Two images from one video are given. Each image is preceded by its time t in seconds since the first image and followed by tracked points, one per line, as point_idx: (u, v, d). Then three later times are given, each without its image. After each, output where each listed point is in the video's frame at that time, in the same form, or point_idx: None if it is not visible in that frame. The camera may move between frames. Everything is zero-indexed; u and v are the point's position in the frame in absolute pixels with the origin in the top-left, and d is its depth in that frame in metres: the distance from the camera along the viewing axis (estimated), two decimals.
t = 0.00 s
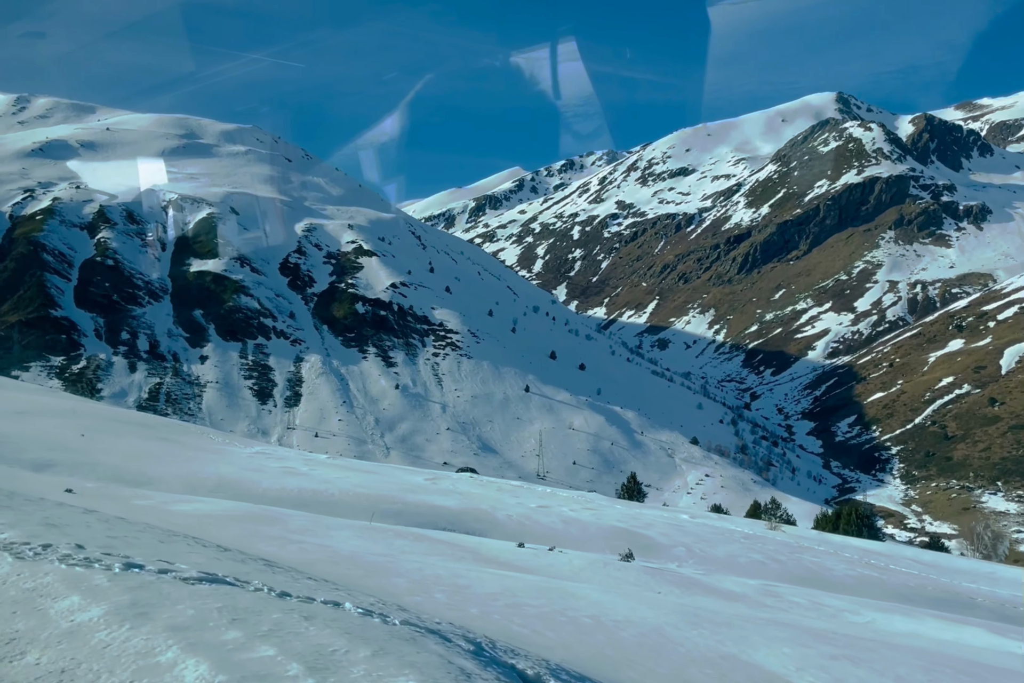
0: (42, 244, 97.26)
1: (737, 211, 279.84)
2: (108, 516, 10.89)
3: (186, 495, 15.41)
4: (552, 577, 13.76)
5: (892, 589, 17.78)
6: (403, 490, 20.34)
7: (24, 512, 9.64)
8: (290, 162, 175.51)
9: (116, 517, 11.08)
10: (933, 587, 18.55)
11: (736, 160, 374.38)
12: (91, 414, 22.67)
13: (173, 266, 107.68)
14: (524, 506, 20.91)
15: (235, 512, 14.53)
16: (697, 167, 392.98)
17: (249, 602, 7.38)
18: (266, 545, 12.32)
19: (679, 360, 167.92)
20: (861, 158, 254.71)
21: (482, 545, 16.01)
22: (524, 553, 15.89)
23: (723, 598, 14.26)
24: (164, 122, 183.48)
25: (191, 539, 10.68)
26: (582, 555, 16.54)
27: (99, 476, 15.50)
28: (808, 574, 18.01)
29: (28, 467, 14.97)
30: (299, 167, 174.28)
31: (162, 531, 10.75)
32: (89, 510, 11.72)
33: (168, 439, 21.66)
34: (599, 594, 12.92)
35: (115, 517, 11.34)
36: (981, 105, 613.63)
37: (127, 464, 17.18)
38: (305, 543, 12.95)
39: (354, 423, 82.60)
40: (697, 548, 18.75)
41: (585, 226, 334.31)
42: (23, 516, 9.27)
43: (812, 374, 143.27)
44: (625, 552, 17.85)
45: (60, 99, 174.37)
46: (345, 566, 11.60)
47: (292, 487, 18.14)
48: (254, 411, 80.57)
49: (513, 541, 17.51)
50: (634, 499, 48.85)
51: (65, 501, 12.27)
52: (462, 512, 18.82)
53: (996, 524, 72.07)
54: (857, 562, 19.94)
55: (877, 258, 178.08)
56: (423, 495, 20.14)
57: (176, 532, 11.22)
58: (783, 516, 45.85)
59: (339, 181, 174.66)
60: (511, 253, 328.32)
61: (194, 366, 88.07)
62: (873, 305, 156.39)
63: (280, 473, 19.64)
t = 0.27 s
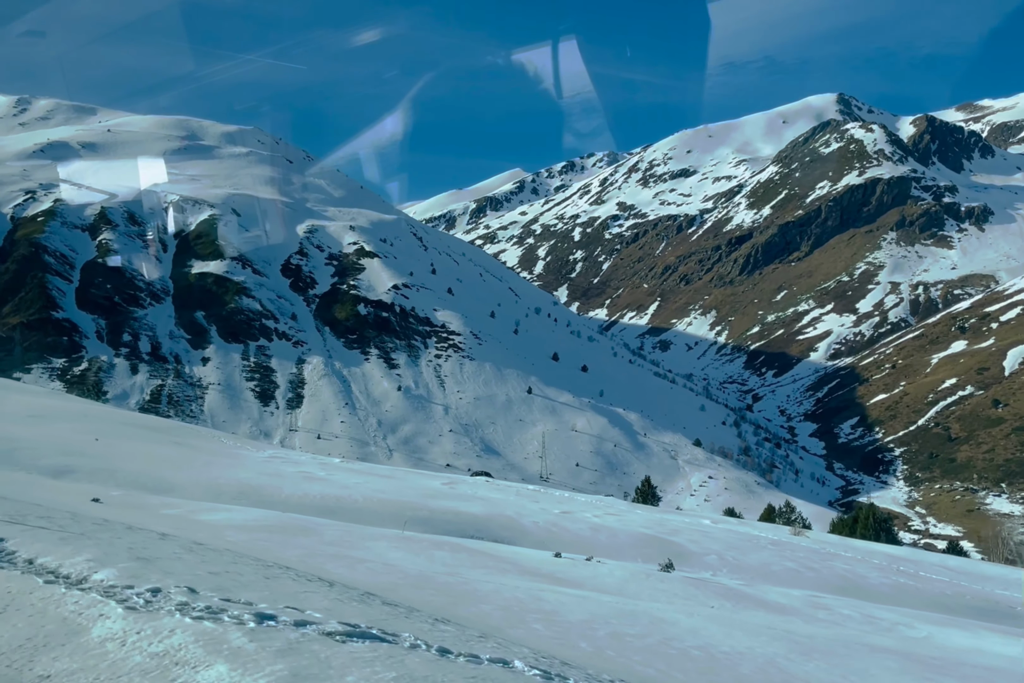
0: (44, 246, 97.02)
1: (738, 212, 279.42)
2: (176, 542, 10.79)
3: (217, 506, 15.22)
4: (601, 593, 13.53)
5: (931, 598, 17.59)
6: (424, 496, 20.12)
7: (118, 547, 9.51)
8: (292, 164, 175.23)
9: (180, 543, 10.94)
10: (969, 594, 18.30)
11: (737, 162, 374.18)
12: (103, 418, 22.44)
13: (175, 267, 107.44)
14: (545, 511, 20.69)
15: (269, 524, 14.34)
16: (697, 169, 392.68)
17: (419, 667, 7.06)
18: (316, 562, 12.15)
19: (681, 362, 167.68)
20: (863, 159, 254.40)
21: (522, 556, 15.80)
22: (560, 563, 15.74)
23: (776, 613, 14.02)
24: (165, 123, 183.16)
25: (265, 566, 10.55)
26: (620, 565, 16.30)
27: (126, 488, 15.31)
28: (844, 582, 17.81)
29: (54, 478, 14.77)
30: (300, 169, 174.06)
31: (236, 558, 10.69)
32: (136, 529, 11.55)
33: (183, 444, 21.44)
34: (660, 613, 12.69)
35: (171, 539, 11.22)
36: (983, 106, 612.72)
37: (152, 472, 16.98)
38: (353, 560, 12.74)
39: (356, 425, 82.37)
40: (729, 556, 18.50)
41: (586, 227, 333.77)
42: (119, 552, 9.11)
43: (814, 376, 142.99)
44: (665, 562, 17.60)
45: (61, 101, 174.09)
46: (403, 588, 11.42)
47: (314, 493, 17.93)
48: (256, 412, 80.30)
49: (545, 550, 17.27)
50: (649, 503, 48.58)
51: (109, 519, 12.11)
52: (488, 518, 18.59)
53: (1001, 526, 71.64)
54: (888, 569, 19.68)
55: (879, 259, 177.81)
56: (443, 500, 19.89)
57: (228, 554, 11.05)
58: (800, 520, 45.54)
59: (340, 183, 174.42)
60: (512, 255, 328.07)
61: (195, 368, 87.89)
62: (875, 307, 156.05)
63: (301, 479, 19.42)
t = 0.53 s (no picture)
0: (46, 248, 96.86)
1: (740, 214, 279.07)
2: (263, 572, 10.65)
3: (249, 516, 15.01)
4: (654, 607, 13.29)
5: (972, 608, 17.31)
6: (447, 501, 19.88)
7: (228, 588, 9.35)
8: (294, 165, 175.06)
9: (245, 566, 10.77)
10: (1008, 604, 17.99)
11: (739, 163, 373.76)
12: (117, 423, 22.19)
13: (177, 268, 107.23)
14: (569, 516, 20.45)
15: (307, 535, 14.12)
16: (699, 170, 392.47)
17: None
18: (368, 579, 11.96)
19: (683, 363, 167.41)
20: (865, 160, 254.05)
21: (563, 566, 15.58)
22: (605, 574, 15.48)
23: (832, 627, 13.76)
24: (166, 124, 182.99)
25: (343, 592, 10.40)
26: (665, 575, 16.05)
27: (156, 498, 15.10)
28: (883, 592, 17.55)
29: (84, 489, 14.55)
30: (302, 169, 173.87)
31: (329, 588, 10.51)
32: (187, 548, 11.39)
33: (198, 449, 21.20)
34: (721, 629, 12.42)
35: (228, 560, 11.05)
36: (985, 107, 611.15)
37: (179, 481, 16.75)
38: (403, 574, 12.52)
39: (359, 426, 82.15)
40: (763, 563, 18.23)
41: (587, 228, 333.31)
42: (237, 596, 8.92)
43: (817, 377, 142.67)
44: (707, 572, 17.33)
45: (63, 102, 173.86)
46: (464, 606, 11.22)
47: (339, 500, 17.72)
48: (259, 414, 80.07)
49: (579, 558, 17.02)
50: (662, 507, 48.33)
51: (155, 536, 11.93)
52: (516, 524, 18.36)
53: (1007, 528, 71.22)
54: (922, 576, 19.37)
55: (881, 261, 177.48)
56: (466, 506, 19.65)
57: (282, 573, 10.86)
58: (815, 525, 45.21)
59: (342, 184, 174.15)
60: (513, 256, 327.69)
61: (198, 370, 87.58)
62: (878, 308, 155.69)
63: (324, 485, 19.20)
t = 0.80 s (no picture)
0: (48, 248, 96.68)
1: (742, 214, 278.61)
2: (403, 620, 9.29)
3: (282, 524, 14.80)
4: (712, 623, 12.88)
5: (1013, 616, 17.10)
6: (471, 506, 19.54)
7: (388, 646, 7.94)
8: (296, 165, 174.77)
9: (305, 585, 10.40)
10: None
11: (741, 163, 373.52)
12: (129, 427, 21.83)
13: (180, 269, 107.04)
14: (596, 522, 20.09)
15: (345, 546, 13.78)
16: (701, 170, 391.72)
17: None
18: (457, 609, 11.06)
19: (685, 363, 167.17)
20: (867, 160, 253.66)
21: (607, 577, 15.19)
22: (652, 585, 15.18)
23: (896, 644, 13.36)
24: (168, 125, 182.90)
25: (506, 648, 9.00)
26: (711, 586, 15.83)
27: (185, 507, 14.79)
28: (923, 599, 17.32)
29: (113, 498, 14.22)
30: (305, 170, 173.66)
31: (479, 638, 9.16)
32: (235, 565, 11.03)
33: (213, 454, 20.85)
34: (790, 647, 12.03)
35: (283, 578, 10.69)
36: (988, 106, 610.59)
37: (203, 489, 16.44)
38: (451, 586, 12.15)
39: (363, 427, 81.88)
40: (801, 571, 17.87)
41: (589, 228, 332.79)
42: (414, 662, 7.46)
43: (821, 377, 142.30)
44: (754, 583, 16.95)
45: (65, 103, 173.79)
46: (522, 622, 10.81)
47: (367, 506, 17.39)
48: (262, 414, 79.83)
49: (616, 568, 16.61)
50: (677, 509, 47.89)
51: (199, 550, 11.59)
52: (546, 531, 18.00)
53: (1012, 529, 70.84)
54: (954, 582, 19.15)
55: (884, 261, 177.17)
56: (490, 511, 19.29)
57: (340, 590, 10.48)
58: (832, 527, 44.75)
59: (344, 184, 173.98)
60: (515, 257, 327.71)
61: (201, 370, 87.28)
62: (881, 308, 155.38)
63: (348, 491, 18.87)
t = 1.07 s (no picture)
0: (51, 249, 96.49)
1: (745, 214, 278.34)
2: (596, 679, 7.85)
3: (319, 533, 14.58)
4: (768, 635, 12.60)
5: None
6: (497, 511, 19.30)
7: None
8: (299, 165, 174.60)
9: (446, 628, 9.05)
10: None
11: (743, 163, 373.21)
12: (145, 430, 21.57)
13: (182, 269, 106.80)
14: (622, 527, 19.89)
15: (388, 554, 13.50)
16: (703, 170, 391.48)
17: None
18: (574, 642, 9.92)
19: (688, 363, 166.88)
20: (869, 160, 253.33)
21: (652, 586, 14.94)
22: (701, 595, 14.83)
23: (960, 656, 13.14)
24: (170, 125, 182.78)
25: None
26: (760, 596, 15.53)
27: (218, 514, 14.54)
28: (968, 607, 17.05)
29: (143, 507, 13.96)
30: (307, 170, 173.43)
31: None
32: (280, 576, 10.48)
33: (231, 458, 20.60)
34: (858, 659, 11.76)
35: (411, 615, 9.35)
36: (991, 106, 609.72)
37: (230, 495, 16.22)
38: (502, 596, 11.90)
39: (366, 427, 81.59)
40: (839, 578, 17.64)
41: (591, 228, 332.54)
42: None
43: (824, 377, 141.97)
44: (795, 591, 16.71)
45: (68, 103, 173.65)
46: (588, 639, 10.20)
47: (397, 513, 17.15)
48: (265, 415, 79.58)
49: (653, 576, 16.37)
50: (693, 511, 47.28)
51: (250, 561, 11.28)
52: (577, 536, 17.77)
53: (1018, 529, 70.50)
54: (991, 588, 18.91)
55: (887, 260, 176.83)
56: (517, 516, 19.05)
57: (420, 613, 9.76)
58: (849, 529, 44.37)
59: (346, 184, 173.74)
60: (517, 257, 327.69)
61: (204, 371, 87.06)
62: (884, 308, 155.05)
63: (372, 495, 18.63)
